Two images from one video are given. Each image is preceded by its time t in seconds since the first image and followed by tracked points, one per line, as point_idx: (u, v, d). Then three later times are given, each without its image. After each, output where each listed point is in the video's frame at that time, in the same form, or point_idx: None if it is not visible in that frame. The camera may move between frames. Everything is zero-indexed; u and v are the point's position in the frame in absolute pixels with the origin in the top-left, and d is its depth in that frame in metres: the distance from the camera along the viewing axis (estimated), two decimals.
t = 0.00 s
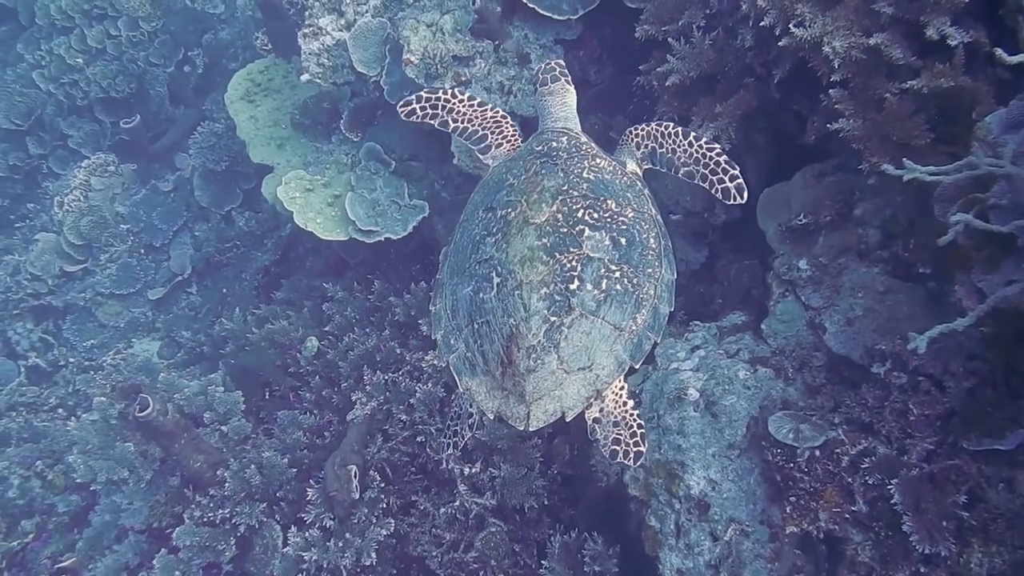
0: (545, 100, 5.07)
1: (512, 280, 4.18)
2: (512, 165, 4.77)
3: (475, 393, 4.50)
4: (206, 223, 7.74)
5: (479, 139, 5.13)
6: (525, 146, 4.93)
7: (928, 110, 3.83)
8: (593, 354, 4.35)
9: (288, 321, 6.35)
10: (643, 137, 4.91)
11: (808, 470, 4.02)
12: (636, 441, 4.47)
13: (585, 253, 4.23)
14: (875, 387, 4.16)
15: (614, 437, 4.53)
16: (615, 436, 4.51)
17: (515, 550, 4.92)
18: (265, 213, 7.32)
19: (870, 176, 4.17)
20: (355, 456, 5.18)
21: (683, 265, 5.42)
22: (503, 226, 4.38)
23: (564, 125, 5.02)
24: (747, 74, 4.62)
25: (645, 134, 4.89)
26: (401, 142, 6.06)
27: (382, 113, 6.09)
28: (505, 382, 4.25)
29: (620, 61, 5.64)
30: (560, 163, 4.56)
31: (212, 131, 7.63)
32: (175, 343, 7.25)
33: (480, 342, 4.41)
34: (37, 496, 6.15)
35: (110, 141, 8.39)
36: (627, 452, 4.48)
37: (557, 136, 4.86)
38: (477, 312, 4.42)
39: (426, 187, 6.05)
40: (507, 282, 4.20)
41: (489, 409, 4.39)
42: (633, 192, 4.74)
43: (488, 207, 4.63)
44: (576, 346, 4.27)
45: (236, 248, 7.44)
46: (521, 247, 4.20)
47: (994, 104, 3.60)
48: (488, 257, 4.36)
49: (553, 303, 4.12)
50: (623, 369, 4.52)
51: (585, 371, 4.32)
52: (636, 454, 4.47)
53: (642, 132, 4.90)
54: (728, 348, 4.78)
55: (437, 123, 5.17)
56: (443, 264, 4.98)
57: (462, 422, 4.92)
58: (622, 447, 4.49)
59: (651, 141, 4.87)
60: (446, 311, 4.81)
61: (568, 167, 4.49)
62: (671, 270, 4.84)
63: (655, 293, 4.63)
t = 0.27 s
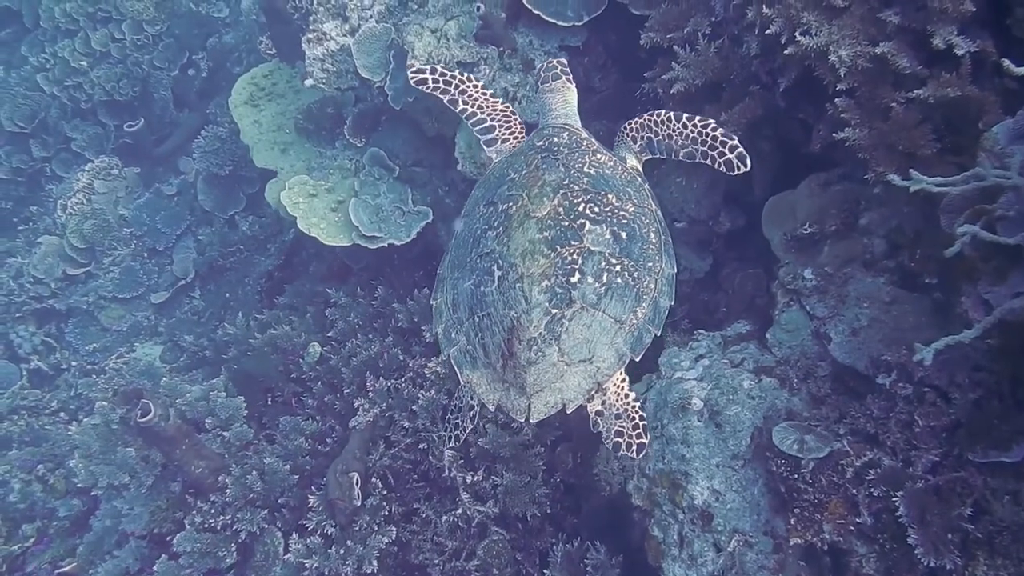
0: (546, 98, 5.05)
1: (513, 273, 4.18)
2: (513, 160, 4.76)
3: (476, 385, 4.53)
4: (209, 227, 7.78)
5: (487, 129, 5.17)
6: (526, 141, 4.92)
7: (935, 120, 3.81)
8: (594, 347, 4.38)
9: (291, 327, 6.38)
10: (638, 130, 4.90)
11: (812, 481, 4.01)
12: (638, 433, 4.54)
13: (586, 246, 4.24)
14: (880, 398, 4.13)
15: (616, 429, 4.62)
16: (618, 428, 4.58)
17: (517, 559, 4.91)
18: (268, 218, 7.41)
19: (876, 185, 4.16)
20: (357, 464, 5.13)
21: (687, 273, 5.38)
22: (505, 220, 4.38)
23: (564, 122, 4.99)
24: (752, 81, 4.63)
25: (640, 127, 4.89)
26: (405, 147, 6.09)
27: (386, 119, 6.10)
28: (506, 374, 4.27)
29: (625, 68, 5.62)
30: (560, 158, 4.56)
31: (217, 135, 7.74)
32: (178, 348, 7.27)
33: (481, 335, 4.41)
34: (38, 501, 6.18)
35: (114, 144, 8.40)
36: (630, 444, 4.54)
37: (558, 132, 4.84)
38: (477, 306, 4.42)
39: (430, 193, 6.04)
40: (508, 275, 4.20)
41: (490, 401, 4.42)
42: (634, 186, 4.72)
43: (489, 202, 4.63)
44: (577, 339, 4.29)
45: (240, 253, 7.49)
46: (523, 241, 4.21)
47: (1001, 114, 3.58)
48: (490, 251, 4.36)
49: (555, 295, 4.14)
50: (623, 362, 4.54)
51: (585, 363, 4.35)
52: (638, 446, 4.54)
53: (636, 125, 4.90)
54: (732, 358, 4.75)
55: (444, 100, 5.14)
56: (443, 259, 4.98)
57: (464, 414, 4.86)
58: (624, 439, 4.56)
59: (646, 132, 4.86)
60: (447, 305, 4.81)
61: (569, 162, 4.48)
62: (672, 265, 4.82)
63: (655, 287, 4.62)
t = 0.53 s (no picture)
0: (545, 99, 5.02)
1: (511, 270, 4.18)
2: (512, 158, 4.72)
3: (471, 382, 4.51)
4: (207, 233, 7.81)
5: (479, 126, 5.02)
6: (525, 140, 4.89)
7: (937, 136, 3.78)
8: (590, 346, 4.35)
9: (287, 334, 6.37)
10: (630, 127, 4.85)
11: (809, 498, 3.98)
12: (635, 435, 4.53)
13: (584, 245, 4.26)
14: (879, 415, 4.10)
15: (613, 429, 4.59)
16: (614, 429, 4.56)
17: (512, 572, 4.87)
18: (267, 225, 7.39)
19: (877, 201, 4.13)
20: (353, 474, 5.13)
21: (686, 286, 5.35)
22: (503, 217, 4.36)
23: (565, 122, 4.99)
24: (755, 95, 4.58)
25: (631, 125, 4.84)
26: (405, 155, 6.09)
27: (385, 127, 6.09)
28: (501, 372, 4.27)
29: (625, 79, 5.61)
30: (560, 158, 4.57)
31: (216, 140, 7.79)
32: (174, 354, 7.26)
33: (477, 332, 4.40)
34: (32, 507, 6.17)
35: (113, 148, 8.42)
36: (627, 445, 4.52)
37: (558, 131, 4.83)
38: (474, 302, 4.40)
39: (429, 202, 6.02)
40: (506, 272, 4.20)
41: (485, 398, 4.40)
42: (632, 188, 4.74)
43: (487, 200, 4.61)
44: (574, 337, 4.28)
45: (237, 259, 7.45)
46: (521, 238, 4.21)
47: (1004, 132, 3.55)
48: (488, 248, 4.34)
49: (552, 293, 4.15)
50: (619, 362, 4.49)
51: (581, 362, 4.32)
52: (636, 446, 4.51)
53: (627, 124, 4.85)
54: (730, 372, 4.72)
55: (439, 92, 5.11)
56: (440, 256, 4.95)
57: (456, 409, 4.77)
58: (622, 441, 4.54)
59: (638, 128, 4.80)
60: (443, 301, 4.78)
61: (569, 161, 4.49)
62: (668, 267, 4.84)
63: (652, 289, 4.62)
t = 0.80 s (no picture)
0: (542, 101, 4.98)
1: (506, 270, 4.19)
2: (509, 157, 4.68)
3: (463, 380, 4.56)
4: (202, 236, 7.79)
5: (469, 129, 4.99)
6: (522, 140, 4.85)
7: (936, 157, 3.78)
8: (583, 347, 4.41)
9: (280, 341, 6.36)
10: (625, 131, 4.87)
11: (802, 519, 3.96)
12: (622, 437, 4.63)
13: (580, 247, 4.26)
14: (873, 436, 4.08)
15: (602, 433, 4.67)
16: (603, 432, 4.65)
17: None
18: (262, 230, 7.40)
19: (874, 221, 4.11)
20: (343, 484, 5.14)
21: (681, 300, 5.38)
22: (499, 217, 4.33)
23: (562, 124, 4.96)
24: (753, 111, 4.60)
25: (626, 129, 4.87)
26: (403, 164, 6.05)
27: (383, 135, 6.06)
28: (494, 370, 4.34)
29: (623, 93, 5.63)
30: (557, 159, 4.53)
31: (212, 144, 7.80)
32: (165, 358, 7.23)
33: (470, 330, 4.44)
34: (18, 511, 6.09)
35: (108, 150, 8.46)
36: (614, 447, 4.62)
37: (555, 132, 4.81)
38: (467, 301, 4.43)
39: (426, 211, 6.01)
40: (501, 272, 4.21)
41: (477, 396, 4.47)
42: (626, 192, 4.73)
43: (483, 198, 4.57)
44: (567, 338, 4.32)
45: (232, 263, 7.49)
46: (517, 238, 4.18)
47: (1003, 154, 3.53)
48: (483, 247, 4.33)
49: (547, 294, 4.17)
50: (610, 364, 4.57)
51: (573, 363, 4.39)
52: (621, 449, 4.62)
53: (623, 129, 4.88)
54: (725, 390, 4.67)
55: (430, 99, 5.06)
56: (432, 252, 4.95)
57: (442, 405, 5.00)
58: (609, 443, 4.63)
59: (633, 132, 4.82)
60: (435, 298, 4.81)
61: (566, 163, 4.46)
62: (660, 271, 4.85)
63: (644, 293, 4.65)
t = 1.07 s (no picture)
0: (532, 102, 5.03)
1: (494, 268, 4.19)
2: (498, 156, 4.71)
3: (448, 377, 4.53)
4: (187, 237, 7.74)
5: (452, 133, 4.98)
6: (511, 140, 4.87)
7: (925, 178, 3.78)
8: (568, 347, 4.38)
9: (265, 346, 6.31)
10: (618, 135, 4.87)
11: (787, 537, 3.97)
12: (599, 441, 4.66)
13: (568, 248, 4.25)
14: (859, 454, 4.08)
15: (579, 435, 4.70)
16: (581, 435, 4.67)
17: None
18: (249, 232, 7.37)
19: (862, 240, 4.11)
20: (327, 494, 5.12)
21: (668, 312, 5.42)
22: (488, 215, 4.34)
23: (551, 125, 5.01)
24: (744, 127, 4.64)
25: (619, 134, 4.87)
26: (392, 170, 6.01)
27: (373, 140, 6.04)
28: (479, 368, 4.31)
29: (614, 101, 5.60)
30: (546, 159, 4.57)
31: (200, 145, 7.76)
32: (150, 360, 7.18)
33: (456, 327, 4.42)
34: None
35: (95, 148, 8.43)
36: (591, 450, 4.65)
37: (545, 134, 4.84)
38: (454, 298, 4.41)
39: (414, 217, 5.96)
40: (489, 270, 4.21)
41: (463, 393, 4.44)
42: (613, 195, 4.75)
43: (471, 196, 4.58)
44: (553, 339, 4.28)
45: (218, 264, 7.46)
46: (506, 237, 4.20)
47: (992, 177, 3.53)
48: (471, 245, 4.33)
49: (534, 294, 4.17)
50: (594, 365, 4.54)
51: (558, 364, 4.34)
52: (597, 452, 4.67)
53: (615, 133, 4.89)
54: (712, 406, 4.66)
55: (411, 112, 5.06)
56: (419, 249, 4.94)
57: (427, 401, 4.92)
58: (587, 446, 4.65)
59: (626, 135, 4.82)
60: (421, 295, 4.79)
61: (555, 164, 4.49)
62: (645, 274, 4.86)
63: (628, 295, 4.65)
